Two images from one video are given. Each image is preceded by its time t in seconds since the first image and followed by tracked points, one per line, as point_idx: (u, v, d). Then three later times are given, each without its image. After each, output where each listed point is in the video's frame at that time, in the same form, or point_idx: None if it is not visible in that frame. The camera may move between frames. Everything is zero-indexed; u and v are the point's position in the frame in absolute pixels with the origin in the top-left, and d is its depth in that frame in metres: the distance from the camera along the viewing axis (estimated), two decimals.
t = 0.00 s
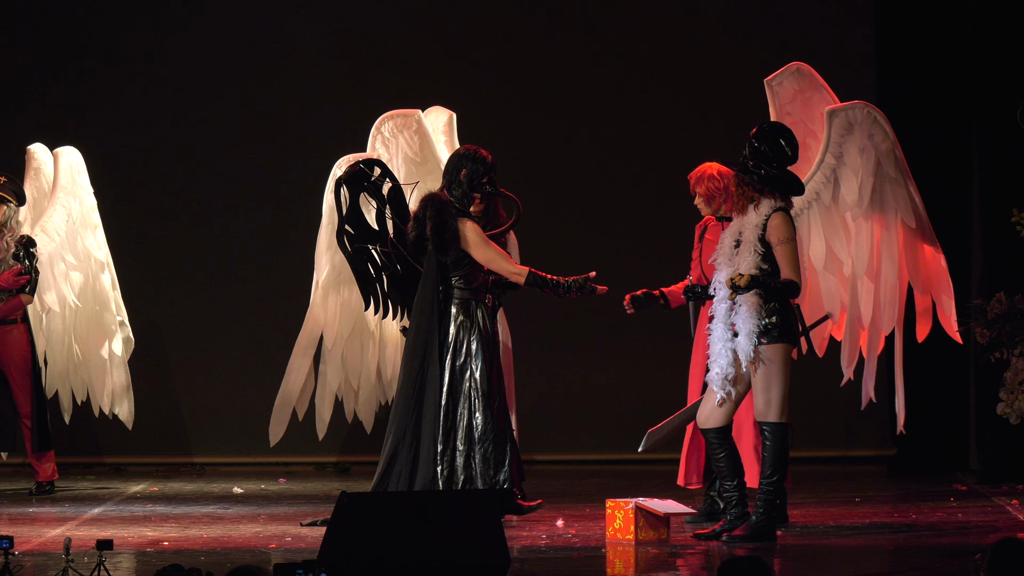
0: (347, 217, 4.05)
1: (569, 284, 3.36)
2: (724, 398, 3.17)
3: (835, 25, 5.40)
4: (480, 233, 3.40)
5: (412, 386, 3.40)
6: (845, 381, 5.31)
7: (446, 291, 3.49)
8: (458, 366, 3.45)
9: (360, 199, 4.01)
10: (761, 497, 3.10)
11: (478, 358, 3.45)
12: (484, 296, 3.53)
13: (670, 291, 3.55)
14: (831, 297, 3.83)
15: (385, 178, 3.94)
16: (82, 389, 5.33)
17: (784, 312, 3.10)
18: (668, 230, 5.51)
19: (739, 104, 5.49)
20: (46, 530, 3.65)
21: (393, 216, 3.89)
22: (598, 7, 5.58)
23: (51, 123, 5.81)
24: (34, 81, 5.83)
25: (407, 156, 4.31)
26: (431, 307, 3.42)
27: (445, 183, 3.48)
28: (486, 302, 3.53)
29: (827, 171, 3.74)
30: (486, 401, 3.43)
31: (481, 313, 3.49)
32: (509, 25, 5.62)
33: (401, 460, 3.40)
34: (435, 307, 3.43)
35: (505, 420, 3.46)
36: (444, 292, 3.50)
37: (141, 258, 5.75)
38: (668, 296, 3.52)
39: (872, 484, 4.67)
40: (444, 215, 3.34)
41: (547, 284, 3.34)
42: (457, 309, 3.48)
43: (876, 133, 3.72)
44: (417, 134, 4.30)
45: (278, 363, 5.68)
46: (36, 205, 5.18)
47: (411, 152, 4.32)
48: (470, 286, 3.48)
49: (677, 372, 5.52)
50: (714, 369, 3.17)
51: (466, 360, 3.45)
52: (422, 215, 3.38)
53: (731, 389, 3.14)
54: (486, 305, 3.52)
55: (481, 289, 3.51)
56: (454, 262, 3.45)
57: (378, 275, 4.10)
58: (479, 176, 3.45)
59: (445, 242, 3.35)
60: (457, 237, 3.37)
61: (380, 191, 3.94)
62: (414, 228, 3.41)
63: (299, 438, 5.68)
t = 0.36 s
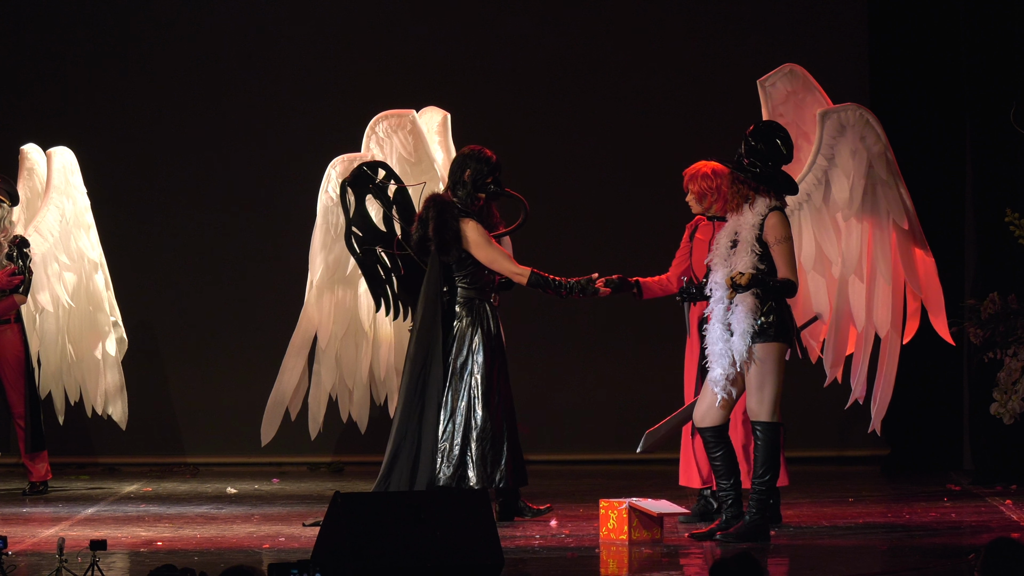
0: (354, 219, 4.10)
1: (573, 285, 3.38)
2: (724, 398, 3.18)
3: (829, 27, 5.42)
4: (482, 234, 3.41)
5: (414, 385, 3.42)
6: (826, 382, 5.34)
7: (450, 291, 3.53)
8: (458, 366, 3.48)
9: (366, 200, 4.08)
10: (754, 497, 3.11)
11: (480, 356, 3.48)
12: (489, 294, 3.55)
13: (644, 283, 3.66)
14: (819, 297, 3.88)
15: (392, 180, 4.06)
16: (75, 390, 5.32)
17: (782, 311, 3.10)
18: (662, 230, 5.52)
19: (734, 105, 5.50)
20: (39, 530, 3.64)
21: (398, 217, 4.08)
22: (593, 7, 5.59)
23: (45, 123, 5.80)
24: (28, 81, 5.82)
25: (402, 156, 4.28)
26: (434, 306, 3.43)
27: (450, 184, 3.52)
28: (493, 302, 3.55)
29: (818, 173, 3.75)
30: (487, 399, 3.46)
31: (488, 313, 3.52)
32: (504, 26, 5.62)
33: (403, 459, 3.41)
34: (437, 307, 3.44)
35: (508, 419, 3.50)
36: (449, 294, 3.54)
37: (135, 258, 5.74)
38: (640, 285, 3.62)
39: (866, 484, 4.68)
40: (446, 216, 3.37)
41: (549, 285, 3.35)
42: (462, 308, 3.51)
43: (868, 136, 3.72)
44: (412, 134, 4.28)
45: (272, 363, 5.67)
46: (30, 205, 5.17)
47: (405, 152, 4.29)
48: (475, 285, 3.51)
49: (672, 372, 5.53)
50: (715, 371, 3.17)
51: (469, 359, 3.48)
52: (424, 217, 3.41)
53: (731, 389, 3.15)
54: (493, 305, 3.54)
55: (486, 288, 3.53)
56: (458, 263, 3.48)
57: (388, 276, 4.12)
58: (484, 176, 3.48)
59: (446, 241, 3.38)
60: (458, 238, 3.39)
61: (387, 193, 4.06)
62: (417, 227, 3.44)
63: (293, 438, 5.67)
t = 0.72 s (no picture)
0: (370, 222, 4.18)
1: (583, 285, 3.38)
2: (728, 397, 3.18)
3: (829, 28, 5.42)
4: (492, 233, 3.41)
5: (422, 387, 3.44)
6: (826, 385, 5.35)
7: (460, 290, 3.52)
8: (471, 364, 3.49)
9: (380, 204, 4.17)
10: (752, 497, 3.10)
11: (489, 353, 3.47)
12: (503, 294, 3.53)
13: (633, 284, 3.64)
14: (809, 297, 3.91)
15: (401, 181, 4.15)
16: (74, 390, 5.32)
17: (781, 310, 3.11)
18: (662, 231, 5.52)
19: (734, 105, 5.50)
20: (39, 530, 3.65)
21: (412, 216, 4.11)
22: (592, 7, 5.59)
23: (44, 123, 5.80)
24: (28, 82, 5.82)
25: (401, 156, 4.29)
26: (444, 305, 3.46)
27: (461, 184, 3.50)
28: (505, 300, 3.53)
29: (809, 174, 3.76)
30: (496, 398, 3.46)
31: (500, 312, 3.50)
32: (503, 26, 5.63)
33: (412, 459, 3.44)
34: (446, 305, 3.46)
35: (521, 418, 3.50)
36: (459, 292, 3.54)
37: (134, 259, 5.74)
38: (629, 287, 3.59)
39: (866, 484, 4.68)
40: (456, 215, 3.39)
41: (558, 285, 3.34)
42: (474, 308, 3.49)
43: (859, 137, 3.71)
44: (411, 135, 4.29)
45: (272, 364, 5.67)
46: (29, 206, 5.17)
47: (405, 152, 4.29)
48: (487, 285, 3.49)
49: (672, 373, 5.52)
50: (719, 368, 3.15)
51: (478, 357, 3.48)
52: (434, 217, 3.44)
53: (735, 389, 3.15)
54: (504, 303, 3.52)
55: (498, 287, 3.52)
56: (469, 262, 3.48)
57: (406, 276, 4.18)
58: (495, 174, 3.46)
59: (456, 240, 3.40)
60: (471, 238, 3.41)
61: (398, 195, 4.14)
62: (428, 227, 3.47)
63: (293, 439, 5.67)
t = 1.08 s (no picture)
0: (374, 221, 4.16)
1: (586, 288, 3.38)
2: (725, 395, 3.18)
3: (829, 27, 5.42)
4: (497, 233, 3.41)
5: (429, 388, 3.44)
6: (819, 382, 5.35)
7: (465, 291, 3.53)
8: (477, 364, 3.49)
9: (382, 203, 4.14)
10: (747, 498, 3.09)
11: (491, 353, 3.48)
12: (506, 295, 3.55)
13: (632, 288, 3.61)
14: (807, 298, 3.84)
15: (405, 181, 4.11)
16: (75, 390, 5.33)
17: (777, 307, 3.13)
18: (663, 231, 5.52)
19: (734, 104, 5.50)
20: (40, 530, 3.66)
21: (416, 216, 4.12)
22: (593, 7, 5.59)
23: (44, 123, 5.80)
24: (28, 81, 5.82)
25: (402, 156, 4.29)
26: (450, 305, 3.45)
27: (466, 184, 3.50)
28: (509, 301, 3.55)
29: (805, 174, 3.76)
30: (502, 398, 3.48)
31: (504, 312, 3.52)
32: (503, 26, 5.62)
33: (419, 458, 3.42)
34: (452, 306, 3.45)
35: (526, 418, 3.50)
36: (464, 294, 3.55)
37: (135, 259, 5.74)
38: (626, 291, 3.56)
39: (866, 484, 4.68)
40: (461, 215, 3.39)
41: (562, 286, 3.34)
42: (477, 308, 3.51)
43: (855, 137, 3.73)
44: (412, 135, 4.28)
45: (272, 364, 5.68)
46: (29, 206, 5.17)
47: (405, 153, 4.30)
48: (491, 285, 3.51)
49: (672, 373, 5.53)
50: (713, 367, 3.17)
51: (481, 358, 3.48)
52: (439, 218, 3.45)
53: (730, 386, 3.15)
54: (508, 303, 3.54)
55: (502, 287, 3.53)
56: (474, 262, 3.48)
57: (409, 275, 4.19)
58: (499, 175, 3.46)
59: (461, 241, 3.39)
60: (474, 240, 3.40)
61: (403, 194, 4.11)
62: (433, 227, 3.47)
63: (293, 439, 5.67)
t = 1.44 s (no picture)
0: (371, 220, 4.13)
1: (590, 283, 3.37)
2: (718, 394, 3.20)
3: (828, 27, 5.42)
4: (499, 234, 3.40)
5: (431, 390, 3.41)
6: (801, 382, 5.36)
7: (466, 292, 3.53)
8: (478, 364, 3.49)
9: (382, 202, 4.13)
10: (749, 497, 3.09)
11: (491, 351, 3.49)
12: (505, 296, 3.56)
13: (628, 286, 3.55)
14: (803, 297, 3.88)
15: (405, 181, 4.07)
16: (75, 390, 5.33)
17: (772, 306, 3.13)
18: (662, 231, 5.52)
19: (733, 104, 5.50)
20: (40, 530, 3.66)
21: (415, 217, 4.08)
22: (593, 7, 5.59)
23: (44, 123, 5.80)
24: (28, 81, 5.82)
25: (402, 157, 4.29)
26: (453, 306, 3.44)
27: (468, 184, 3.50)
28: (508, 302, 3.55)
29: (803, 175, 3.76)
30: (501, 398, 3.48)
31: (503, 313, 3.52)
32: (503, 26, 5.62)
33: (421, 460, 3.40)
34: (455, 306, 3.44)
35: (524, 419, 3.50)
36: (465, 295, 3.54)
37: (134, 259, 5.74)
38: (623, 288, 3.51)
39: (866, 484, 4.69)
40: (464, 215, 3.37)
41: (564, 286, 3.33)
42: (477, 310, 3.51)
43: (853, 138, 3.72)
44: (412, 135, 4.28)
45: (272, 364, 5.68)
46: (29, 206, 5.17)
47: (405, 153, 4.29)
48: (490, 285, 3.51)
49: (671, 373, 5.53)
50: (707, 368, 3.19)
51: (481, 359, 3.49)
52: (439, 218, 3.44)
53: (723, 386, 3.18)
54: (507, 304, 3.55)
55: (501, 288, 3.54)
56: (476, 262, 3.48)
57: (406, 276, 4.19)
58: (501, 176, 3.46)
59: (464, 241, 3.38)
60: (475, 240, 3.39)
61: (402, 194, 4.06)
62: (434, 227, 3.45)
63: (293, 439, 5.67)
